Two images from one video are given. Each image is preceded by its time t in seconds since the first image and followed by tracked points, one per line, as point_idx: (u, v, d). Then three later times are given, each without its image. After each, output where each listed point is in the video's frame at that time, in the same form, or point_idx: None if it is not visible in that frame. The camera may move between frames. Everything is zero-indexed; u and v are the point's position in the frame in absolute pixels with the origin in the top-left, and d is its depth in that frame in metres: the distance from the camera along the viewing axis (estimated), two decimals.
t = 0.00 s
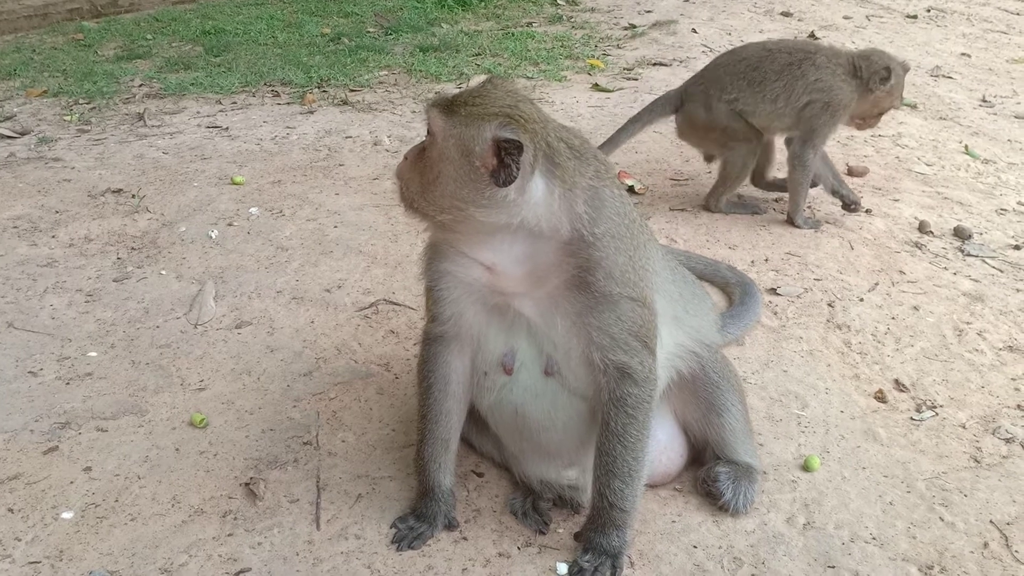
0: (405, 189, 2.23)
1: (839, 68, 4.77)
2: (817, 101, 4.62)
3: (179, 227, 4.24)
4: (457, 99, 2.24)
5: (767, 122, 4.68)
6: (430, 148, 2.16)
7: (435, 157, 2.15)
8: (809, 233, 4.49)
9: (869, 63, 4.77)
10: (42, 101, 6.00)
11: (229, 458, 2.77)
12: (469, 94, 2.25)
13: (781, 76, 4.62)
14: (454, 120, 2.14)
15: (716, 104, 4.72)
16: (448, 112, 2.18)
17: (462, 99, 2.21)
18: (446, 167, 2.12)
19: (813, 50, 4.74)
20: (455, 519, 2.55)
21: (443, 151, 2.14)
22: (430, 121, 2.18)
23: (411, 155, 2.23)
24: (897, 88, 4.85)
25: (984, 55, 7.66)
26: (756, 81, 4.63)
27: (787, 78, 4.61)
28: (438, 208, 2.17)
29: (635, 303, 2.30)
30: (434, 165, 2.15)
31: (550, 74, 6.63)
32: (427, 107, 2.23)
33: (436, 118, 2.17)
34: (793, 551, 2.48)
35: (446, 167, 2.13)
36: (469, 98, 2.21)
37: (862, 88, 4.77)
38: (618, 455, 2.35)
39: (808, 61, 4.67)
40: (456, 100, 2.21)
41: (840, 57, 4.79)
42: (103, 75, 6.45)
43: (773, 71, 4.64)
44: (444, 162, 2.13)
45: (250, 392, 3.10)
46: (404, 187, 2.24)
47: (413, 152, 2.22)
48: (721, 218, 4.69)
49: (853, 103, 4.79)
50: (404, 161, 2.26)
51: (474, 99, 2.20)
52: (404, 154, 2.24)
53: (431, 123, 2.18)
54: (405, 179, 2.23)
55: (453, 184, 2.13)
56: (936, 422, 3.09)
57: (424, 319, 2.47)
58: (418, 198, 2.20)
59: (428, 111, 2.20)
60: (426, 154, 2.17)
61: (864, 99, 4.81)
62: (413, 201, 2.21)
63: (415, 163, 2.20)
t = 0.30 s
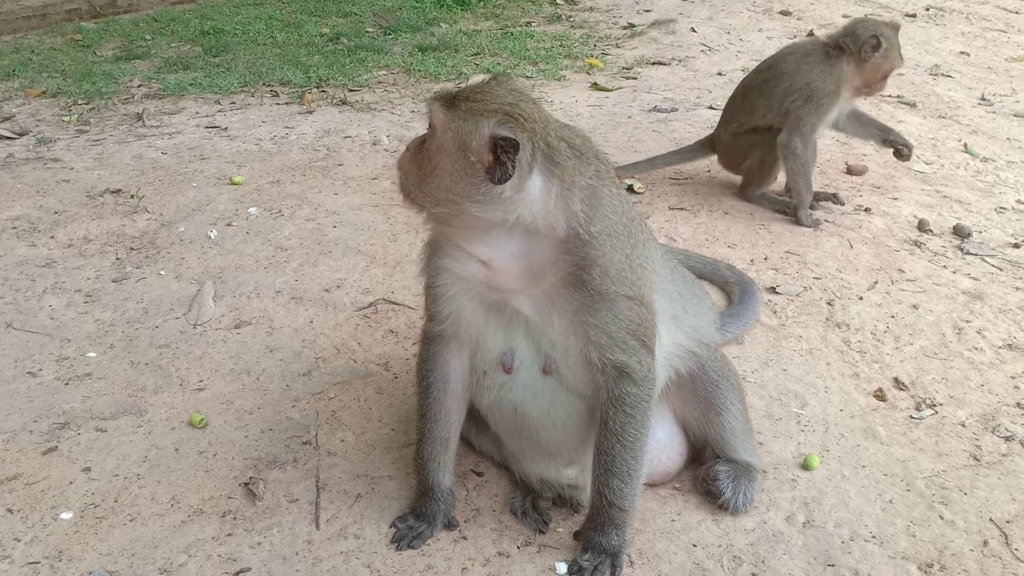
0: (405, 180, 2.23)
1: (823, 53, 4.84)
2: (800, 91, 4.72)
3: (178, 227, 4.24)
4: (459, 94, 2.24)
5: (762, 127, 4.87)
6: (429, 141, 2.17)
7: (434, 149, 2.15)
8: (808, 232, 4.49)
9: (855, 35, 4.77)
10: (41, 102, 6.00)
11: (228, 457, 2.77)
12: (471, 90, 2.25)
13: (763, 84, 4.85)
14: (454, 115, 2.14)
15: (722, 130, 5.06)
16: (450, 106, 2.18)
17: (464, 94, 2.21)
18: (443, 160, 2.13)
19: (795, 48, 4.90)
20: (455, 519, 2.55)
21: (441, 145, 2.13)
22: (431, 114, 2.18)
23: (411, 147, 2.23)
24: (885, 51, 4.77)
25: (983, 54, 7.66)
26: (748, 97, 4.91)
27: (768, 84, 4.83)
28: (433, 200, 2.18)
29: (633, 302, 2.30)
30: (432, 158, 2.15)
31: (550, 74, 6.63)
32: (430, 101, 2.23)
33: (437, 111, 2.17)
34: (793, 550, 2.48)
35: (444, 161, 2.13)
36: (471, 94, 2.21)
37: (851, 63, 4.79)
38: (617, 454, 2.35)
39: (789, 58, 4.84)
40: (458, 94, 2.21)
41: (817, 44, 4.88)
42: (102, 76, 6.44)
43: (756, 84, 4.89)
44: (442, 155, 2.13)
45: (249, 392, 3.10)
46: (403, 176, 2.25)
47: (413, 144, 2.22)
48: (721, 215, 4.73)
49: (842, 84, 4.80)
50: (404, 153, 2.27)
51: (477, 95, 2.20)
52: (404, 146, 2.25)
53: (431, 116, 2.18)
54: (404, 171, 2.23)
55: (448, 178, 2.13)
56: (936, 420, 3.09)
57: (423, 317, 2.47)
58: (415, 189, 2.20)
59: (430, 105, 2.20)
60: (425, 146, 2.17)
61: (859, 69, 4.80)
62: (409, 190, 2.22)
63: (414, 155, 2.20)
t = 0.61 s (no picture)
0: (405, 187, 2.20)
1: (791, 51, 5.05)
2: (765, 87, 4.95)
3: (178, 228, 4.23)
4: (455, 97, 2.20)
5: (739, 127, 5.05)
6: (431, 147, 2.14)
7: (437, 157, 2.12)
8: (808, 231, 4.48)
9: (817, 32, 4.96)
10: (41, 103, 5.99)
11: (228, 459, 2.77)
12: (466, 91, 2.21)
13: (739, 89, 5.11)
14: (454, 119, 2.12)
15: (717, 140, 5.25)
16: (448, 110, 2.15)
17: (462, 97, 2.18)
18: (448, 166, 2.11)
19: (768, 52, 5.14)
20: (455, 520, 2.55)
21: (445, 152, 2.11)
22: (430, 120, 2.15)
23: (409, 154, 2.19)
24: (849, 45, 4.89)
25: (983, 52, 7.65)
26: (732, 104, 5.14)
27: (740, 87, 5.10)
28: (439, 207, 2.16)
29: (633, 303, 2.30)
30: (435, 164, 2.13)
31: (549, 73, 6.62)
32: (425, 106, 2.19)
33: (436, 117, 2.14)
34: (793, 550, 2.47)
35: (448, 166, 2.11)
36: (468, 96, 2.18)
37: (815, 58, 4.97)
38: (617, 455, 2.35)
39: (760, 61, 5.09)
40: (455, 98, 2.18)
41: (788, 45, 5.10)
42: (101, 77, 6.44)
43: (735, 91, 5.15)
44: (446, 161, 2.11)
45: (249, 393, 3.09)
46: (402, 185, 2.21)
47: (411, 151, 2.19)
48: (720, 214, 4.73)
49: (804, 73, 4.99)
50: (400, 160, 2.23)
51: (476, 97, 2.17)
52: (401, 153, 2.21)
53: (430, 121, 2.15)
54: (404, 179, 2.20)
55: (455, 184, 2.12)
56: (936, 420, 3.09)
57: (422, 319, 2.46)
58: (417, 196, 2.18)
59: (427, 110, 2.17)
60: (426, 153, 2.15)
61: (824, 64, 4.97)
62: (412, 201, 2.19)
63: (414, 161, 2.17)
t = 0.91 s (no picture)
0: (435, 222, 2.03)
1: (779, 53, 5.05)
2: (751, 89, 5.00)
3: (177, 228, 4.23)
4: (458, 114, 2.09)
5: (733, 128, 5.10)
6: (462, 173, 2.02)
7: (475, 179, 2.03)
8: (808, 229, 4.48)
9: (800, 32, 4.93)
10: (41, 103, 6.00)
11: (228, 458, 2.77)
12: (467, 104, 2.12)
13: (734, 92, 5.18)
14: (479, 137, 2.03)
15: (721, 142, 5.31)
16: (464, 129, 2.04)
17: (471, 113, 2.08)
18: (493, 186, 2.04)
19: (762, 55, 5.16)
20: (455, 518, 2.54)
21: (483, 171, 2.03)
22: (453, 146, 2.01)
23: (429, 186, 2.03)
24: (825, 41, 4.79)
25: (983, 50, 7.64)
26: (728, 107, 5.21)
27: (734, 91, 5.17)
28: (481, 229, 2.07)
29: (636, 301, 2.31)
30: (473, 189, 2.03)
31: (549, 73, 6.63)
32: (433, 131, 2.04)
33: (457, 140, 2.02)
34: (794, 548, 2.47)
35: (491, 187, 2.04)
36: (473, 110, 2.09)
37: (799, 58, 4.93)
38: (620, 452, 2.34)
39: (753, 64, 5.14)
40: (463, 116, 2.08)
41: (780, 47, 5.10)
42: (101, 77, 6.44)
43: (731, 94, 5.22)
44: (487, 182, 2.03)
45: (249, 392, 3.09)
46: (437, 222, 2.04)
47: (431, 183, 2.02)
48: (720, 213, 4.73)
49: (791, 74, 4.96)
50: (414, 196, 2.03)
51: (484, 109, 2.10)
52: (417, 187, 2.02)
53: (451, 147, 2.02)
54: (432, 214, 2.03)
55: (498, 201, 2.06)
56: (937, 417, 3.08)
57: (421, 318, 2.45)
58: (459, 228, 2.05)
59: (442, 136, 2.02)
60: (458, 179, 2.02)
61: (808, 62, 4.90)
62: (451, 229, 2.05)
63: (442, 193, 2.02)
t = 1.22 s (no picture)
0: (448, 223, 2.03)
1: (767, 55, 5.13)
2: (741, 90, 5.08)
3: (177, 226, 4.23)
4: (467, 113, 2.07)
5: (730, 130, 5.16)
6: (475, 174, 2.01)
7: (489, 180, 2.02)
8: (808, 227, 4.48)
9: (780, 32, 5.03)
10: (41, 102, 6.00)
11: (227, 455, 2.77)
12: (475, 102, 2.10)
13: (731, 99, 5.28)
14: (492, 137, 2.02)
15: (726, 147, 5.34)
16: (476, 129, 2.03)
17: (482, 113, 2.06)
18: (507, 188, 2.04)
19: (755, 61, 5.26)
20: (454, 515, 2.54)
21: (498, 172, 2.03)
22: (467, 148, 2.00)
23: (440, 187, 2.01)
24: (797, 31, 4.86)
25: (983, 48, 7.64)
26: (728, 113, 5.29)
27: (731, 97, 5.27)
28: (494, 229, 2.07)
29: (639, 299, 2.32)
30: (487, 191, 2.02)
31: (548, 71, 6.62)
32: (445, 132, 2.02)
33: (470, 141, 2.00)
34: (793, 545, 2.47)
35: (504, 188, 2.04)
36: (483, 108, 2.08)
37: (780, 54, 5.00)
38: (621, 449, 2.34)
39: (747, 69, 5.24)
40: (473, 115, 2.05)
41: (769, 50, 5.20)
42: (101, 76, 6.44)
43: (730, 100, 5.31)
44: (500, 183, 2.03)
45: (248, 390, 3.09)
46: (450, 224, 2.03)
47: (443, 185, 2.01)
48: (719, 210, 4.72)
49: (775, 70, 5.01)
50: (426, 198, 2.01)
51: (496, 108, 2.08)
52: (428, 189, 2.00)
53: (464, 148, 2.00)
54: (445, 216, 2.02)
55: (512, 201, 2.07)
56: (936, 414, 3.08)
57: (422, 315, 2.45)
58: (472, 229, 2.05)
59: (455, 136, 2.00)
60: (471, 181, 2.01)
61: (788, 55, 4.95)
62: (464, 230, 2.05)
63: (455, 194, 2.01)
